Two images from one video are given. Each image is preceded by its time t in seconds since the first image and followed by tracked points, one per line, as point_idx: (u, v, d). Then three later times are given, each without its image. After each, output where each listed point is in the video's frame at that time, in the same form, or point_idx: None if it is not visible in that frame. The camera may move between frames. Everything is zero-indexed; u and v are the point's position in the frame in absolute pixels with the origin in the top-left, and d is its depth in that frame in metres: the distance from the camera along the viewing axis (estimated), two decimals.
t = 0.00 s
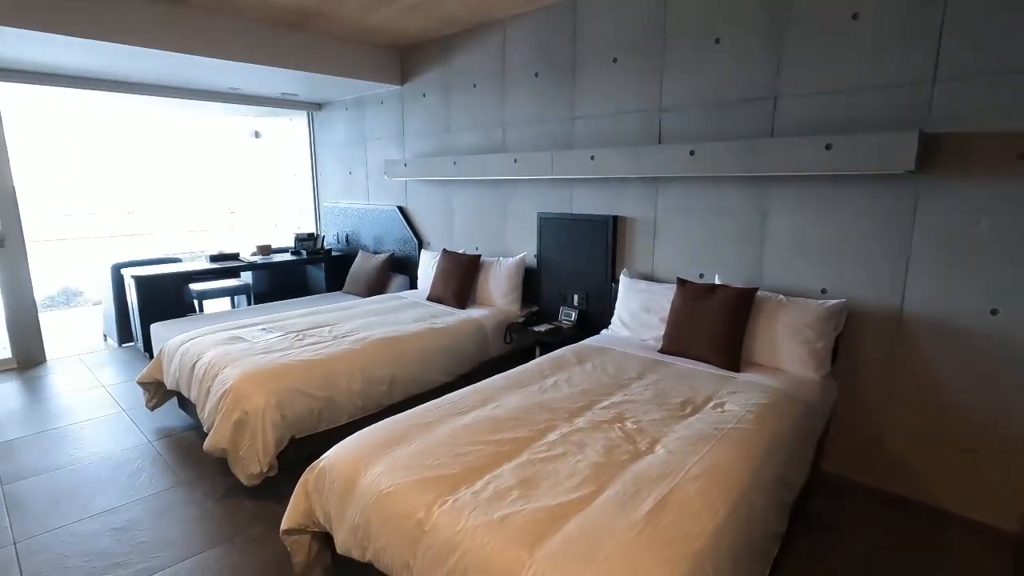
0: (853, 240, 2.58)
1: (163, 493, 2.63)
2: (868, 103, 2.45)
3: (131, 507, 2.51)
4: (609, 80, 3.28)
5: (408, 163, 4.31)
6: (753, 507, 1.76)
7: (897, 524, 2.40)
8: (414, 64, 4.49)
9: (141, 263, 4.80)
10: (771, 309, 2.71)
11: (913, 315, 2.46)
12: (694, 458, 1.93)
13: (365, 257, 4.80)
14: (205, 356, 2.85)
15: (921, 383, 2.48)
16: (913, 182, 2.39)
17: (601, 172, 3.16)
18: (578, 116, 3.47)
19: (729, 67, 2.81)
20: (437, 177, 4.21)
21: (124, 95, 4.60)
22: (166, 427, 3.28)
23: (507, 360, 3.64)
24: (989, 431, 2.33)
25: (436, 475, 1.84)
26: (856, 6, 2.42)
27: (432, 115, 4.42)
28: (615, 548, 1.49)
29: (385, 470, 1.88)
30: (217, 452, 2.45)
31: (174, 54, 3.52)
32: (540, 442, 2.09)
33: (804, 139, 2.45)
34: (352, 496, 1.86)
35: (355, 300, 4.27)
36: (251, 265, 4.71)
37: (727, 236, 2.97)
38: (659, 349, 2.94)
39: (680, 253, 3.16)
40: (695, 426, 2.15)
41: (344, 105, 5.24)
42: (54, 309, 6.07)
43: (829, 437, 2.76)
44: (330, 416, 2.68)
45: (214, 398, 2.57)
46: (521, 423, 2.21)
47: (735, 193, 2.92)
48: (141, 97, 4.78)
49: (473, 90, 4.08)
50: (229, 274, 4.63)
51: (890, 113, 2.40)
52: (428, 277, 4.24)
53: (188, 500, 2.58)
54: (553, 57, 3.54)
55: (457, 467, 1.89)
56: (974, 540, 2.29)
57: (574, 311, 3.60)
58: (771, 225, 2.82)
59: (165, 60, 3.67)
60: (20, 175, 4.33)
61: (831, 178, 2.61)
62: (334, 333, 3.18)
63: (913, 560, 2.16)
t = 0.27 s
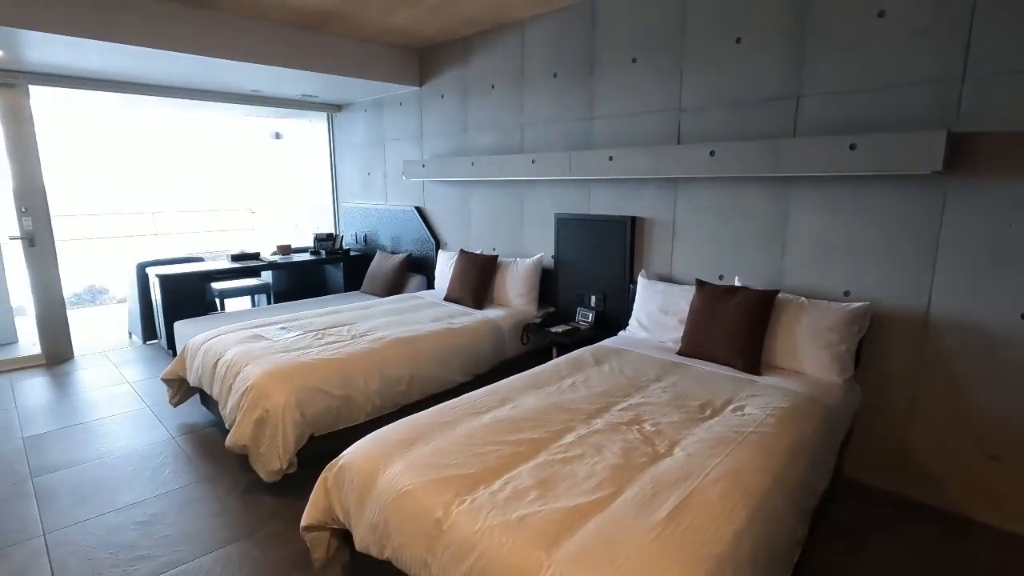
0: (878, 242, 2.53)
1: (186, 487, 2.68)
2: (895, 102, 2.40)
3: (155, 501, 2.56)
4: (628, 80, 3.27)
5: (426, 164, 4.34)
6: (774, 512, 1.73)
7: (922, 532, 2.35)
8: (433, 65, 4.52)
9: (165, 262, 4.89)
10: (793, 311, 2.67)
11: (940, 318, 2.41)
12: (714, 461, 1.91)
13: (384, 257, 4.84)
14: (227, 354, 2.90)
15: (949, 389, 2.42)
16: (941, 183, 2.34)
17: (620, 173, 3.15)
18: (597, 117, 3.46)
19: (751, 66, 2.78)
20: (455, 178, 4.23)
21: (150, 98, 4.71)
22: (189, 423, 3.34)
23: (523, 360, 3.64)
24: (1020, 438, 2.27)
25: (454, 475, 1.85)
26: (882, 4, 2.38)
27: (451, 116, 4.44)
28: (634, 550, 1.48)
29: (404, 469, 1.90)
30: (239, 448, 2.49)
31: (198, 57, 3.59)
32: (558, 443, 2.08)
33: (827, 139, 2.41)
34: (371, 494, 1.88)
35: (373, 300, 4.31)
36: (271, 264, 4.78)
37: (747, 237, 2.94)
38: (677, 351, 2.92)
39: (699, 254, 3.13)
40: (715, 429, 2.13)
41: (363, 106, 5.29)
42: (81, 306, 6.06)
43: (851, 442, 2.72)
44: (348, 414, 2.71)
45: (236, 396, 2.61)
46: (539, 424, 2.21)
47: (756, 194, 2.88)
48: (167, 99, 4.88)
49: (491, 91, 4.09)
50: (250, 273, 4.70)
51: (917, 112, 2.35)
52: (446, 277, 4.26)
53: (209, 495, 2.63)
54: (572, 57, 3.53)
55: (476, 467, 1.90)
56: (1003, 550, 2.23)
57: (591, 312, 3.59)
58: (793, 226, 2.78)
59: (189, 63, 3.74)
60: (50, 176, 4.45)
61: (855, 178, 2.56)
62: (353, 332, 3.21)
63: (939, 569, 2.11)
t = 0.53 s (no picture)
0: (893, 242, 2.50)
1: (200, 484, 2.71)
2: (912, 102, 2.38)
3: (169, 497, 2.60)
4: (639, 80, 3.26)
5: (438, 164, 4.36)
6: (787, 514, 1.72)
7: (937, 536, 2.32)
8: (445, 66, 4.53)
9: (180, 262, 4.95)
10: (806, 313, 2.65)
11: (957, 320, 2.38)
12: (726, 463, 1.90)
13: (394, 257, 4.86)
14: (240, 353, 2.92)
15: (966, 392, 2.39)
16: (959, 183, 2.31)
17: (632, 173, 3.15)
18: (608, 117, 3.46)
19: (765, 66, 2.76)
20: (466, 178, 4.24)
21: (166, 99, 4.77)
22: (203, 421, 3.38)
23: (534, 360, 3.64)
24: None
25: (465, 474, 1.85)
26: (899, 2, 2.35)
27: (462, 116, 4.45)
28: (645, 551, 1.47)
29: (415, 467, 1.90)
30: (252, 446, 2.51)
31: (213, 59, 3.63)
32: (569, 443, 2.08)
33: (842, 138, 2.39)
34: (383, 492, 1.88)
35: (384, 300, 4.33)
36: (284, 264, 4.82)
37: (760, 238, 2.91)
38: (689, 352, 2.90)
39: (711, 255, 3.12)
40: (727, 431, 2.11)
41: (375, 107, 5.32)
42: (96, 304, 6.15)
43: (865, 445, 2.69)
44: (360, 413, 2.72)
45: (249, 394, 2.64)
46: (550, 424, 2.20)
47: (769, 194, 2.86)
48: (182, 101, 4.94)
49: (502, 91, 4.09)
50: (263, 272, 4.74)
51: (934, 112, 2.32)
52: (456, 277, 4.27)
53: (222, 492, 2.65)
54: (583, 57, 3.53)
55: (487, 466, 1.90)
56: (1021, 556, 2.19)
57: (602, 313, 3.58)
58: (806, 227, 2.75)
59: (205, 65, 3.79)
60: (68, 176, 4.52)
61: (870, 178, 2.54)
62: (364, 332, 3.23)
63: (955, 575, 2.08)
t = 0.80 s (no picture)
0: (909, 242, 2.47)
1: (212, 480, 2.74)
2: (928, 99, 2.34)
3: (183, 493, 2.63)
4: (650, 79, 3.25)
5: (448, 163, 4.37)
6: (799, 516, 1.70)
7: (952, 540, 2.29)
8: (455, 65, 4.54)
9: (193, 260, 5.00)
10: (819, 313, 2.63)
11: (974, 321, 2.34)
12: (737, 464, 1.88)
13: (405, 255, 4.88)
14: (252, 350, 2.95)
15: (983, 394, 2.35)
16: (976, 182, 2.27)
17: (642, 172, 3.13)
18: (619, 116, 3.45)
19: (777, 64, 2.74)
20: (476, 177, 4.25)
21: (180, 99, 4.82)
22: (215, 417, 3.41)
23: (544, 359, 3.64)
24: None
25: (475, 472, 1.85)
26: None
27: (472, 115, 4.46)
28: (655, 552, 1.47)
29: (425, 465, 1.91)
30: (264, 442, 2.53)
31: (226, 59, 3.66)
32: (579, 443, 2.07)
33: (856, 137, 2.36)
34: (393, 490, 1.89)
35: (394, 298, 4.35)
36: (295, 263, 4.85)
37: (772, 237, 2.89)
38: (700, 352, 2.89)
39: (722, 255, 3.10)
40: (739, 432, 2.10)
41: (386, 106, 5.34)
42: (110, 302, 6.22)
43: (879, 447, 2.66)
44: (370, 410, 2.74)
45: (261, 391, 2.66)
46: (561, 423, 2.20)
47: (782, 194, 2.84)
48: (196, 101, 4.99)
49: (513, 90, 4.09)
50: (275, 271, 4.78)
51: (951, 110, 2.29)
52: (466, 276, 4.28)
53: (235, 488, 2.68)
54: (594, 56, 3.52)
55: (496, 465, 1.90)
56: None
57: (612, 312, 3.57)
58: (820, 226, 2.73)
59: (219, 65, 3.83)
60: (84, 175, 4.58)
61: (885, 177, 2.51)
62: (375, 330, 3.24)
63: None
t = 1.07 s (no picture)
0: (922, 241, 2.44)
1: (222, 476, 2.76)
2: (943, 96, 2.31)
3: (194, 488, 2.65)
4: (660, 76, 3.23)
5: (458, 161, 4.39)
6: (808, 518, 1.69)
7: (964, 543, 2.26)
8: (465, 63, 4.54)
9: (204, 257, 5.05)
10: (831, 312, 2.60)
11: (988, 321, 2.31)
12: (746, 464, 1.87)
13: (414, 253, 4.90)
14: (263, 347, 2.97)
15: (997, 395, 2.32)
16: (991, 181, 2.24)
17: (652, 170, 3.12)
18: (629, 114, 3.43)
19: (789, 62, 2.71)
20: (485, 175, 4.25)
21: (192, 97, 4.86)
22: (226, 413, 3.44)
23: (552, 358, 3.64)
24: None
25: (482, 470, 1.85)
26: None
27: (481, 113, 4.46)
28: (663, 552, 1.46)
29: (433, 463, 1.91)
30: (273, 439, 2.55)
31: (238, 58, 3.68)
32: (587, 441, 2.07)
33: (869, 134, 2.33)
34: (401, 487, 1.90)
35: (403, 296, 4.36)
36: (305, 260, 4.88)
37: (783, 236, 2.87)
38: (709, 351, 2.87)
39: (732, 253, 3.08)
40: (748, 432, 2.08)
41: (396, 104, 5.36)
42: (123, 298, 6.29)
43: (890, 448, 2.63)
44: (379, 407, 2.75)
45: (271, 387, 2.68)
46: (569, 422, 2.19)
47: (793, 192, 2.81)
48: (208, 99, 5.03)
49: (522, 88, 4.09)
50: (285, 268, 4.81)
51: (967, 107, 2.25)
52: (475, 274, 4.28)
53: (245, 484, 2.70)
54: (604, 54, 3.50)
55: (504, 463, 1.90)
56: None
57: (620, 311, 3.56)
58: (832, 225, 2.70)
59: (231, 63, 3.85)
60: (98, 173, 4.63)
61: (898, 176, 2.47)
62: (384, 328, 3.25)
63: None
